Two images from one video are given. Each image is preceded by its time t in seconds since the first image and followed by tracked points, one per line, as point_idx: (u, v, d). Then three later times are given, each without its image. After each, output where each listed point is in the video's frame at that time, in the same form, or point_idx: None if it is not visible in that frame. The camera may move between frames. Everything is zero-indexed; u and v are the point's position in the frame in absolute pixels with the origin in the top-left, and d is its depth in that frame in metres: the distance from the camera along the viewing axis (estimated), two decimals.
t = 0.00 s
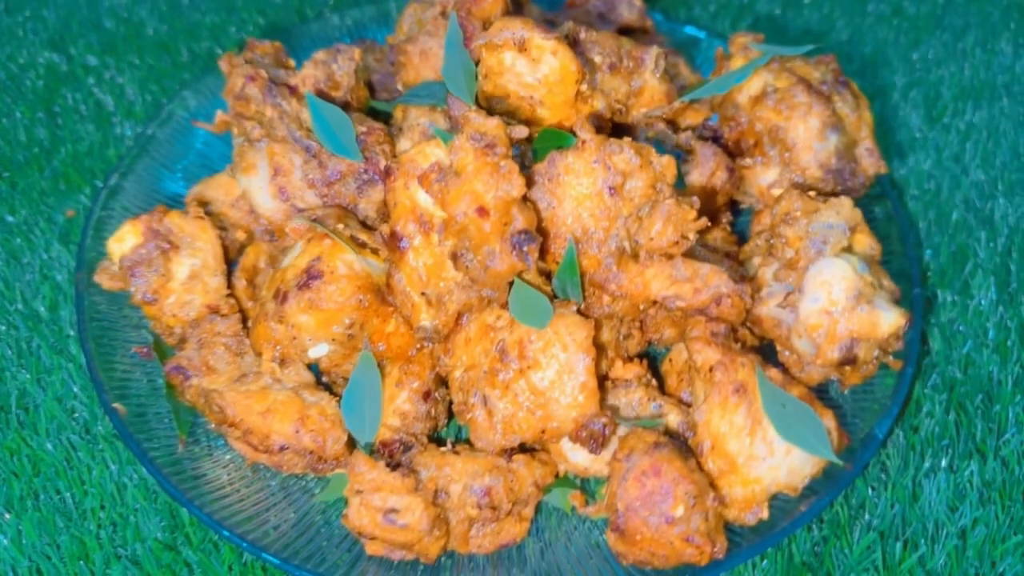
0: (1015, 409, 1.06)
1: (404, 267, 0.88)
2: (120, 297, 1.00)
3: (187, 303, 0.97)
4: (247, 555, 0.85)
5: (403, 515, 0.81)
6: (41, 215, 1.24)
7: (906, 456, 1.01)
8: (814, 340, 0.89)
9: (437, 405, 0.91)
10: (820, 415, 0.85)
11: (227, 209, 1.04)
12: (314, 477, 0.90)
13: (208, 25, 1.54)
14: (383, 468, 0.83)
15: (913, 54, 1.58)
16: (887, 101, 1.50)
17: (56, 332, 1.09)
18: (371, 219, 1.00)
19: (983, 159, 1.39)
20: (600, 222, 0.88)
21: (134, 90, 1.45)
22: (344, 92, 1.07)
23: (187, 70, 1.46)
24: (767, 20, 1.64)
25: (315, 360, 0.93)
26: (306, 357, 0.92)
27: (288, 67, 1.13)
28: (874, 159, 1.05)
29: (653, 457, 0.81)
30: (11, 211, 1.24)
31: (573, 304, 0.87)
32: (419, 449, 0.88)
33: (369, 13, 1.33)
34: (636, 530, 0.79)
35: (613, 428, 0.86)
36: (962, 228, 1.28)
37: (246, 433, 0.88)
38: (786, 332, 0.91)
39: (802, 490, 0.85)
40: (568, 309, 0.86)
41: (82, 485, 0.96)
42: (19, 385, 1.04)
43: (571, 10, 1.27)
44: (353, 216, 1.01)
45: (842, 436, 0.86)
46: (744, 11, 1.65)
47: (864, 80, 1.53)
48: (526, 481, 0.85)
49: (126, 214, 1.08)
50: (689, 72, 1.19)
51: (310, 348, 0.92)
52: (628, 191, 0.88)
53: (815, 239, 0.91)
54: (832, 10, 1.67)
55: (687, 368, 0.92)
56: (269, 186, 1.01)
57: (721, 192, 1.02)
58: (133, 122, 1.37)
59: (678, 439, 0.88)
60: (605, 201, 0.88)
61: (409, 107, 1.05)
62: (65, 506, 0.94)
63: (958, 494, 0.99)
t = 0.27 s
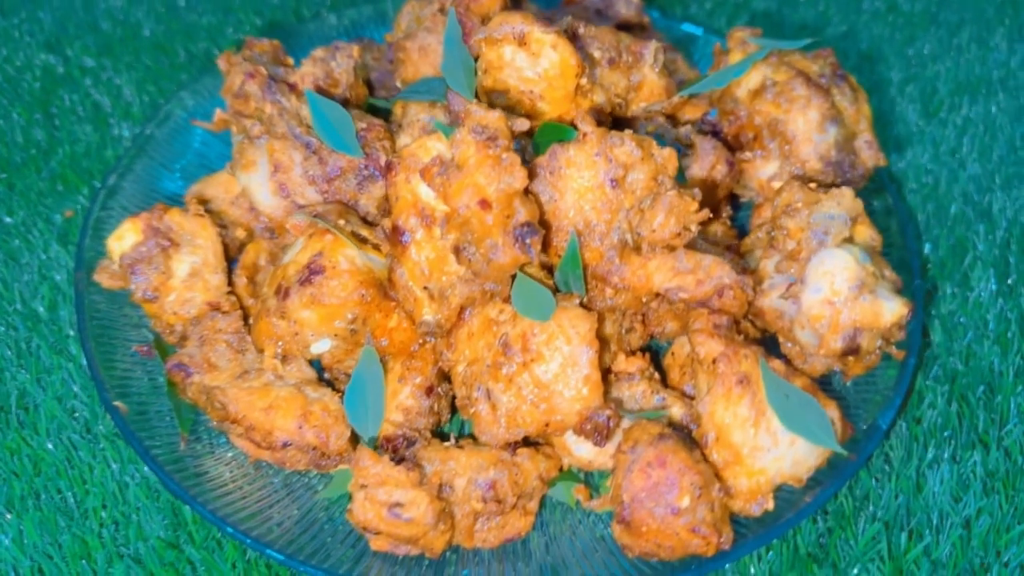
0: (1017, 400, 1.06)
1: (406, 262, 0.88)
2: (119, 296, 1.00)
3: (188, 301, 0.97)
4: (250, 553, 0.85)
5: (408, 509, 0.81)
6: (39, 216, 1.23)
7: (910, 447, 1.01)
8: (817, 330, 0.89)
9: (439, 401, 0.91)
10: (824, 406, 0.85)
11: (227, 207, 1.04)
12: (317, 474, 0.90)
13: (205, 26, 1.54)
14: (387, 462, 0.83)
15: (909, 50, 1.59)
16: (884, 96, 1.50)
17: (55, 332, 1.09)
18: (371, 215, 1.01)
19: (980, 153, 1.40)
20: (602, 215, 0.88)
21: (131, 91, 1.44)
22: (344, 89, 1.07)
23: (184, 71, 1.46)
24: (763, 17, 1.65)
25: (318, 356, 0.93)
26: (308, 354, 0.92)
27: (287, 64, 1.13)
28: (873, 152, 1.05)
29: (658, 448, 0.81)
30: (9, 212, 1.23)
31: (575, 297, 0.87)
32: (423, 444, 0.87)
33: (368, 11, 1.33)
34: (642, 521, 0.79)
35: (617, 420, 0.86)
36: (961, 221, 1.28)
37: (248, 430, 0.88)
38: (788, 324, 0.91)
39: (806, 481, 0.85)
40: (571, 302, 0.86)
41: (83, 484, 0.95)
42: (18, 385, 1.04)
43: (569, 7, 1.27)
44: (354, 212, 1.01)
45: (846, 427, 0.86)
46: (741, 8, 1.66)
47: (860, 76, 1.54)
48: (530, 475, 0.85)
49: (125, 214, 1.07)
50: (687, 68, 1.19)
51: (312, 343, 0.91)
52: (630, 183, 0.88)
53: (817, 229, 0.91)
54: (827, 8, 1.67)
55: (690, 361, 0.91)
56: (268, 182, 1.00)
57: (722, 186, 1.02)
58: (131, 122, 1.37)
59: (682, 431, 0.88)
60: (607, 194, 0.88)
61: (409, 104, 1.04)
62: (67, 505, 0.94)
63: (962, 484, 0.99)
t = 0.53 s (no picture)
0: None
1: (410, 249, 0.87)
2: (118, 290, 0.98)
3: (189, 293, 0.96)
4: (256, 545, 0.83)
5: (417, 496, 0.80)
6: (36, 213, 1.22)
7: (917, 431, 1.01)
8: (825, 312, 0.88)
9: (445, 390, 0.89)
10: (833, 388, 0.84)
11: (227, 199, 1.03)
12: (322, 465, 0.89)
13: (201, 23, 1.54)
14: (395, 450, 0.82)
15: (906, 40, 1.59)
16: (882, 85, 1.50)
17: (54, 328, 1.08)
18: (373, 204, 1.00)
19: (980, 140, 1.40)
20: (607, 199, 0.88)
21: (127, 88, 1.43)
22: (343, 80, 1.06)
23: (179, 68, 1.45)
24: (760, 8, 1.65)
25: (322, 346, 0.92)
26: (312, 343, 0.91)
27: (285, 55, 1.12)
28: (875, 136, 1.05)
29: (668, 431, 0.81)
30: (4, 209, 1.22)
31: (582, 283, 0.86)
32: (430, 433, 0.86)
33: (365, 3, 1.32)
34: (653, 505, 0.78)
35: (625, 404, 0.85)
36: (962, 208, 1.28)
37: (253, 421, 0.87)
38: (796, 308, 0.91)
39: (816, 465, 0.84)
40: (577, 287, 0.85)
41: (84, 478, 0.95)
42: (17, 381, 1.03)
43: None
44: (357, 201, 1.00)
45: (855, 410, 0.85)
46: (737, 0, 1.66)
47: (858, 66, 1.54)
48: (539, 461, 0.84)
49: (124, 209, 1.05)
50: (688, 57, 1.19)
51: (317, 332, 0.90)
52: (635, 166, 0.88)
53: (823, 211, 0.91)
54: None
55: (697, 347, 0.91)
56: (269, 172, 1.00)
57: (725, 171, 1.02)
58: (127, 118, 1.36)
59: (690, 416, 0.88)
60: (611, 178, 0.87)
61: (410, 93, 1.03)
62: (70, 500, 0.94)
63: (971, 467, 0.99)
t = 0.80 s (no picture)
0: None
1: (413, 239, 0.86)
2: (117, 284, 0.98)
3: (190, 285, 0.95)
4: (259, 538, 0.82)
5: (422, 487, 0.80)
6: (35, 208, 1.21)
7: (923, 420, 1.01)
8: (831, 300, 0.88)
9: (449, 381, 0.89)
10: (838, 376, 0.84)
11: (227, 192, 1.02)
12: (325, 458, 0.88)
13: (198, 18, 1.53)
14: (399, 440, 0.81)
15: (905, 32, 1.59)
16: (882, 77, 1.50)
17: (54, 323, 1.07)
18: (375, 195, 0.99)
19: (980, 131, 1.39)
20: (610, 187, 0.87)
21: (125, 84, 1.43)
22: (343, 71, 1.05)
23: (177, 63, 1.45)
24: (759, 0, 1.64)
25: (324, 338, 0.91)
26: (314, 335, 0.90)
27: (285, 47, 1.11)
28: (878, 125, 1.05)
29: (674, 419, 0.80)
30: (3, 205, 1.21)
31: (585, 272, 0.85)
32: (434, 424, 0.86)
33: None
34: (659, 494, 0.78)
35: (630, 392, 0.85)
36: (964, 198, 1.28)
37: (255, 413, 0.86)
38: (801, 296, 0.90)
39: (822, 453, 0.84)
40: (581, 277, 0.85)
41: (85, 472, 0.95)
42: (17, 377, 1.02)
43: None
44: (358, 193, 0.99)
45: (861, 398, 0.85)
46: None
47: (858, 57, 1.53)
48: (544, 451, 0.84)
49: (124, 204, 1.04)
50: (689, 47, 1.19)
51: (320, 324, 0.90)
52: (639, 154, 0.87)
53: (828, 198, 0.91)
54: None
55: (701, 337, 0.91)
56: (269, 163, 1.00)
57: (728, 161, 1.02)
58: (126, 114, 1.35)
59: (696, 405, 0.88)
60: (615, 166, 0.87)
61: (410, 84, 1.02)
62: (71, 495, 0.93)
63: (976, 456, 0.98)
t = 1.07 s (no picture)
0: None
1: (415, 231, 0.86)
2: (117, 279, 0.97)
3: (190, 280, 0.94)
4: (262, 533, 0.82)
5: (427, 480, 0.79)
6: (33, 205, 1.20)
7: (928, 411, 1.01)
8: (836, 290, 0.88)
9: (451, 375, 0.88)
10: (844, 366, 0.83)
11: (227, 187, 1.02)
12: (328, 453, 0.87)
13: (196, 15, 1.52)
14: (403, 433, 0.81)
15: (905, 25, 1.59)
16: (883, 70, 1.50)
17: (53, 320, 1.07)
18: (377, 189, 0.99)
19: (982, 124, 1.39)
20: (614, 179, 0.87)
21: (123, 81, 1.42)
22: (344, 66, 1.05)
23: (175, 59, 1.44)
24: None
25: (325, 332, 0.90)
26: (316, 329, 0.90)
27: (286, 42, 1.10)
28: (880, 117, 1.05)
29: (680, 411, 0.80)
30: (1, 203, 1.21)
31: (589, 264, 0.85)
32: (437, 418, 0.85)
33: None
34: (665, 485, 0.78)
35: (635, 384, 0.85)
36: (966, 190, 1.28)
37: (258, 408, 0.86)
38: (805, 287, 0.91)
39: (828, 444, 0.83)
40: (584, 268, 0.84)
41: (85, 469, 0.94)
42: (17, 374, 1.02)
43: None
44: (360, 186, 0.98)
45: (866, 388, 0.84)
46: None
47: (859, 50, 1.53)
48: (549, 444, 0.83)
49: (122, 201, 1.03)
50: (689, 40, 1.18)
51: (322, 318, 0.89)
52: (642, 145, 0.87)
53: (832, 188, 0.90)
54: None
55: (705, 329, 0.90)
56: (270, 158, 0.99)
57: (731, 152, 1.01)
58: (124, 111, 1.35)
59: (702, 396, 0.87)
60: (618, 157, 0.86)
61: (410, 77, 1.02)
62: (72, 492, 0.93)
63: (982, 447, 0.98)
